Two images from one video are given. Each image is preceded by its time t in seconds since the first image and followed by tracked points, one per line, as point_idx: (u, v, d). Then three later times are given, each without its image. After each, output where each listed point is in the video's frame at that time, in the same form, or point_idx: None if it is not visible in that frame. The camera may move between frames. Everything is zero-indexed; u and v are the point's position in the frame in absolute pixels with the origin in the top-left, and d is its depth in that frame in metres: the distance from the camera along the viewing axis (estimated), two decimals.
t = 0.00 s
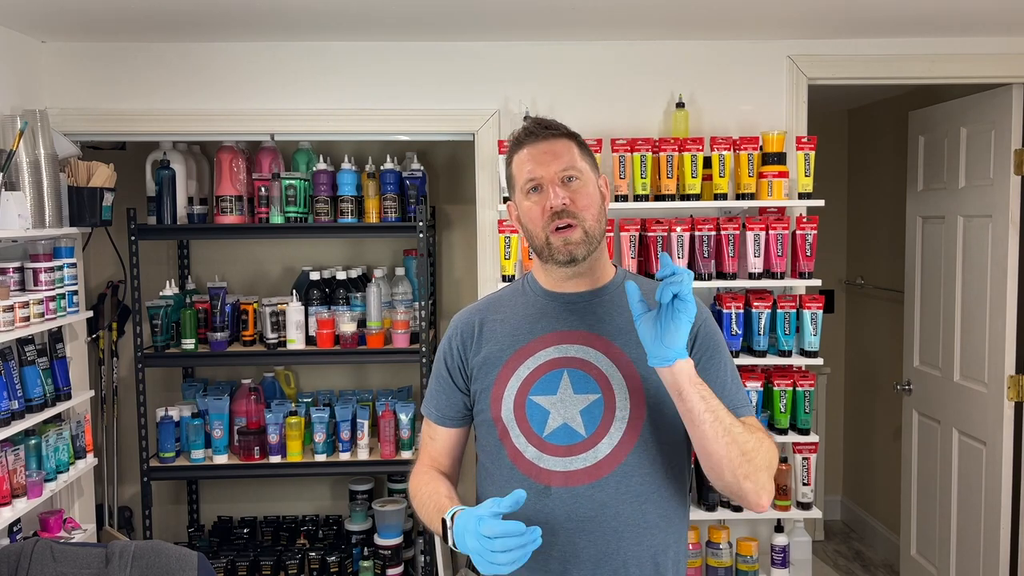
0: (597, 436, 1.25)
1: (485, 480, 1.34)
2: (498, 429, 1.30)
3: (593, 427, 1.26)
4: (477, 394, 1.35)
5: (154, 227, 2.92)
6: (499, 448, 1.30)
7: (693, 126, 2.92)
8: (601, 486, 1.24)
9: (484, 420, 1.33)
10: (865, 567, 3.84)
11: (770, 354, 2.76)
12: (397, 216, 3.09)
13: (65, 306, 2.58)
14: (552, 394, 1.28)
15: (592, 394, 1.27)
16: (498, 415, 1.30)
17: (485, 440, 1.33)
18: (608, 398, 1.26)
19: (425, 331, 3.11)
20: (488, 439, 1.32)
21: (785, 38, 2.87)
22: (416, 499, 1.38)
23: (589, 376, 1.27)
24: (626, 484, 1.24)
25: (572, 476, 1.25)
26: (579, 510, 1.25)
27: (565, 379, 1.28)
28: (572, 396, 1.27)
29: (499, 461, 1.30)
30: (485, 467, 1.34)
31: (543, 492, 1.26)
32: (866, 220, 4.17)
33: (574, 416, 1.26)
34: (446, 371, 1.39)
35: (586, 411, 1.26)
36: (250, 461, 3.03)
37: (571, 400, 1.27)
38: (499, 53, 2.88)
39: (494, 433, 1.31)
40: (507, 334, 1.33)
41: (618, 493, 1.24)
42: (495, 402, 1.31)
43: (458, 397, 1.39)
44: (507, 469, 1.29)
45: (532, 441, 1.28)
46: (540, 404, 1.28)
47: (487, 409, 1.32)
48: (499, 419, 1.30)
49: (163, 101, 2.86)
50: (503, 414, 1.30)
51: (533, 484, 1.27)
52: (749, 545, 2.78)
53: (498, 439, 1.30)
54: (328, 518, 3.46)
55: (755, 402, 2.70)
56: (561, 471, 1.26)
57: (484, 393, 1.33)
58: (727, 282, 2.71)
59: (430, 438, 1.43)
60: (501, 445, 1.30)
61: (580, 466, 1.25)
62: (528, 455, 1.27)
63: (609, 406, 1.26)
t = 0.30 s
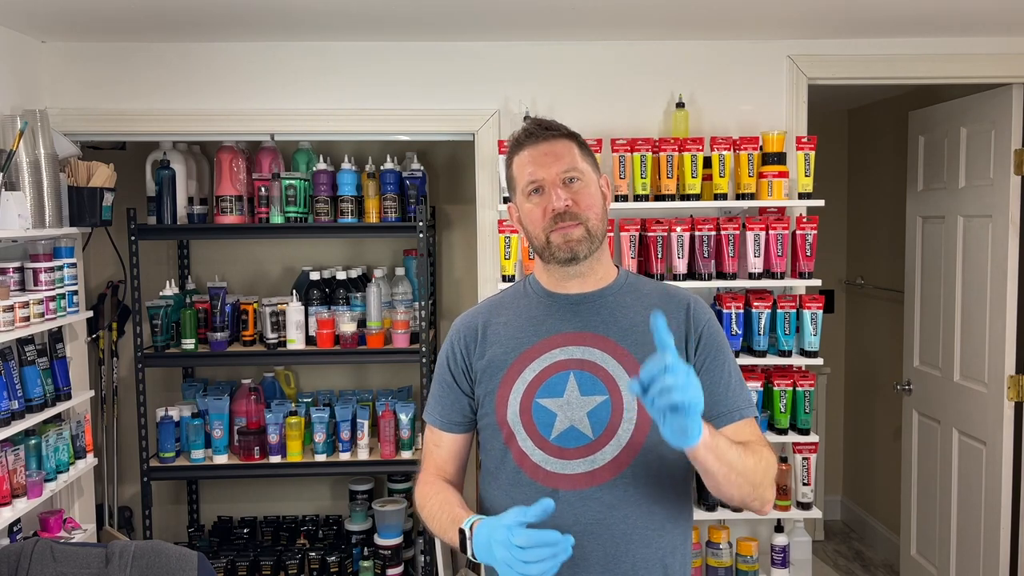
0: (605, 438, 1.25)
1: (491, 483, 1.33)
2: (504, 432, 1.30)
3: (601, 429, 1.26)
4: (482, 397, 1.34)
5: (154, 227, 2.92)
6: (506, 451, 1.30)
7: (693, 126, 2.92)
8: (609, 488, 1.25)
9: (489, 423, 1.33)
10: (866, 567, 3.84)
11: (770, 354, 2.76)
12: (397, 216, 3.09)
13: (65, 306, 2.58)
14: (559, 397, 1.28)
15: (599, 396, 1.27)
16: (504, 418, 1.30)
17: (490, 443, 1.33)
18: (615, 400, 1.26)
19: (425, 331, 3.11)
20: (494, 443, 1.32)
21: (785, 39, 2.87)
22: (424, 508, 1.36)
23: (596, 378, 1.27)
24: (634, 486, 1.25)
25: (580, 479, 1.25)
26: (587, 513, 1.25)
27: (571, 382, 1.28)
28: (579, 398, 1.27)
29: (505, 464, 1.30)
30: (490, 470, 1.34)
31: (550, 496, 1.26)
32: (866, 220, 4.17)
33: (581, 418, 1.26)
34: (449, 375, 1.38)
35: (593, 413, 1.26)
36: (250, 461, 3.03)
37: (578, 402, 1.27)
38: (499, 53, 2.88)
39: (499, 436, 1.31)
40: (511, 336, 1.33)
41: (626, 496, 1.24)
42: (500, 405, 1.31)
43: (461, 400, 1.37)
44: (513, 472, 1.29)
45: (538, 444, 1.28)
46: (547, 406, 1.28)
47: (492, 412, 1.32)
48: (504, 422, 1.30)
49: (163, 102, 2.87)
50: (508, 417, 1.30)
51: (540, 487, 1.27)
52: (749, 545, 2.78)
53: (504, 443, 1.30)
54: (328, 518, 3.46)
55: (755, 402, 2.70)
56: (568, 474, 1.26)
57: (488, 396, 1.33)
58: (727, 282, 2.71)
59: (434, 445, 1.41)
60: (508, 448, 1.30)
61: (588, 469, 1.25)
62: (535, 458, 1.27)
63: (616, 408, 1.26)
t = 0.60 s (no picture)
0: (602, 441, 1.25)
1: (487, 486, 1.33)
2: (500, 435, 1.30)
3: (598, 432, 1.26)
4: (478, 400, 1.34)
5: (154, 227, 2.92)
6: (501, 453, 1.30)
7: (693, 126, 2.92)
8: (606, 491, 1.25)
9: (484, 425, 1.32)
10: (865, 567, 3.84)
11: (770, 354, 2.76)
12: (397, 216, 3.09)
13: (65, 306, 2.58)
14: (555, 400, 1.28)
15: (596, 399, 1.27)
16: (499, 421, 1.30)
17: (486, 446, 1.32)
18: (612, 403, 1.26)
19: (425, 331, 3.12)
20: (489, 445, 1.31)
21: (785, 38, 2.87)
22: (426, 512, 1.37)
23: (593, 380, 1.27)
24: (631, 489, 1.24)
25: (576, 482, 1.25)
26: (584, 516, 1.25)
27: (568, 384, 1.28)
28: (576, 401, 1.27)
29: (501, 467, 1.30)
30: (486, 472, 1.33)
31: (547, 499, 1.26)
32: (866, 220, 4.17)
33: (577, 421, 1.26)
34: (445, 377, 1.37)
35: (589, 416, 1.26)
36: (250, 461, 3.03)
37: (574, 405, 1.27)
38: (499, 53, 2.88)
39: (495, 439, 1.30)
40: (507, 338, 1.32)
41: (623, 499, 1.24)
42: (495, 407, 1.31)
43: (457, 402, 1.37)
44: (509, 475, 1.29)
45: (534, 446, 1.27)
46: (543, 409, 1.28)
47: (488, 415, 1.32)
48: (500, 425, 1.30)
49: (163, 101, 2.86)
50: (504, 419, 1.30)
51: (536, 490, 1.27)
52: (749, 545, 2.78)
53: (500, 445, 1.30)
54: (328, 518, 3.46)
55: (755, 402, 2.70)
56: (565, 477, 1.26)
57: (484, 399, 1.32)
58: (727, 282, 2.71)
59: (433, 446, 1.41)
60: (503, 450, 1.29)
61: (584, 472, 1.25)
62: (531, 461, 1.27)
63: (612, 411, 1.26)
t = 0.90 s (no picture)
0: (600, 437, 1.26)
1: (487, 483, 1.33)
2: (500, 432, 1.30)
3: (597, 428, 1.26)
4: (477, 398, 1.34)
5: (154, 227, 2.92)
6: (501, 450, 1.30)
7: (693, 126, 2.92)
8: (606, 486, 1.25)
9: (484, 423, 1.32)
10: (866, 567, 3.84)
11: (770, 354, 2.76)
12: (396, 216, 3.09)
13: (65, 306, 2.58)
14: (554, 397, 1.28)
15: (594, 395, 1.27)
16: (499, 418, 1.30)
17: (485, 443, 1.32)
18: (611, 398, 1.27)
19: (425, 331, 3.12)
20: (489, 442, 1.31)
21: (785, 39, 2.87)
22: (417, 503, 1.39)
23: (592, 377, 1.28)
24: (631, 484, 1.25)
25: (576, 477, 1.25)
26: (584, 511, 1.25)
27: (567, 381, 1.28)
28: (575, 398, 1.27)
29: (501, 463, 1.30)
30: (486, 470, 1.33)
31: (547, 495, 1.26)
32: (866, 219, 4.17)
33: (577, 417, 1.26)
34: (443, 376, 1.37)
35: (589, 412, 1.26)
36: (250, 461, 3.03)
37: (574, 401, 1.27)
38: (498, 53, 2.88)
39: (495, 437, 1.30)
40: (506, 337, 1.32)
41: (623, 493, 1.25)
42: (495, 405, 1.31)
43: (456, 400, 1.37)
44: (509, 471, 1.29)
45: (534, 443, 1.28)
46: (542, 406, 1.28)
47: (488, 413, 1.32)
48: (500, 423, 1.30)
49: (163, 101, 2.86)
50: (504, 417, 1.30)
51: (537, 486, 1.27)
52: (749, 545, 2.78)
53: (499, 443, 1.30)
54: (328, 518, 3.46)
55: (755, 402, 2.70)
56: (565, 473, 1.26)
57: (484, 397, 1.32)
58: (727, 282, 2.71)
59: (429, 442, 1.41)
60: (503, 448, 1.29)
61: (584, 467, 1.25)
62: (532, 457, 1.27)
63: (611, 407, 1.26)
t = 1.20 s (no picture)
0: (597, 434, 1.26)
1: (484, 480, 1.32)
2: (497, 429, 1.30)
3: (593, 426, 1.26)
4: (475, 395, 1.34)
5: (154, 227, 2.92)
6: (498, 448, 1.30)
7: (693, 126, 2.92)
8: (602, 483, 1.25)
9: (482, 420, 1.32)
10: (865, 567, 3.84)
11: (770, 354, 2.76)
12: (397, 216, 3.09)
13: (65, 306, 2.58)
14: (552, 394, 1.28)
15: (590, 393, 1.27)
16: (497, 416, 1.30)
17: (483, 440, 1.32)
18: (606, 397, 1.27)
19: (425, 331, 3.12)
20: (486, 440, 1.31)
21: (785, 39, 2.87)
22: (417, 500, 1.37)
23: (588, 375, 1.28)
24: (627, 481, 1.25)
25: (572, 474, 1.25)
26: (580, 508, 1.25)
27: (564, 380, 1.28)
28: (572, 396, 1.27)
29: (498, 460, 1.30)
30: (483, 467, 1.33)
31: (543, 491, 1.26)
32: (866, 219, 4.17)
33: (574, 415, 1.27)
34: (444, 375, 1.36)
35: (585, 410, 1.26)
36: (251, 461, 3.03)
37: (570, 399, 1.27)
38: (498, 53, 2.88)
39: (492, 434, 1.31)
40: (504, 335, 1.32)
41: (619, 490, 1.25)
42: (493, 402, 1.31)
43: (455, 397, 1.37)
44: (506, 468, 1.29)
45: (531, 440, 1.28)
46: (540, 404, 1.28)
47: (486, 410, 1.32)
48: (498, 419, 1.30)
49: (163, 102, 2.86)
50: (501, 414, 1.30)
51: (533, 483, 1.27)
52: (749, 545, 2.78)
53: (496, 440, 1.30)
54: (328, 518, 3.46)
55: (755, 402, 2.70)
56: (562, 471, 1.26)
57: (482, 394, 1.33)
58: (727, 282, 2.71)
59: (429, 443, 1.40)
60: (500, 445, 1.29)
61: (580, 464, 1.26)
62: (529, 455, 1.27)
63: (607, 405, 1.26)
